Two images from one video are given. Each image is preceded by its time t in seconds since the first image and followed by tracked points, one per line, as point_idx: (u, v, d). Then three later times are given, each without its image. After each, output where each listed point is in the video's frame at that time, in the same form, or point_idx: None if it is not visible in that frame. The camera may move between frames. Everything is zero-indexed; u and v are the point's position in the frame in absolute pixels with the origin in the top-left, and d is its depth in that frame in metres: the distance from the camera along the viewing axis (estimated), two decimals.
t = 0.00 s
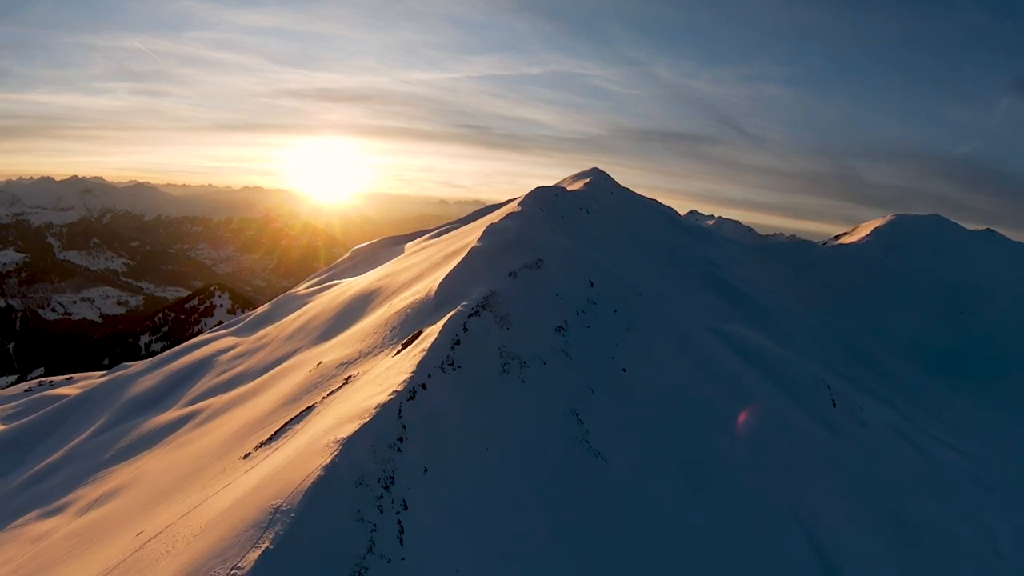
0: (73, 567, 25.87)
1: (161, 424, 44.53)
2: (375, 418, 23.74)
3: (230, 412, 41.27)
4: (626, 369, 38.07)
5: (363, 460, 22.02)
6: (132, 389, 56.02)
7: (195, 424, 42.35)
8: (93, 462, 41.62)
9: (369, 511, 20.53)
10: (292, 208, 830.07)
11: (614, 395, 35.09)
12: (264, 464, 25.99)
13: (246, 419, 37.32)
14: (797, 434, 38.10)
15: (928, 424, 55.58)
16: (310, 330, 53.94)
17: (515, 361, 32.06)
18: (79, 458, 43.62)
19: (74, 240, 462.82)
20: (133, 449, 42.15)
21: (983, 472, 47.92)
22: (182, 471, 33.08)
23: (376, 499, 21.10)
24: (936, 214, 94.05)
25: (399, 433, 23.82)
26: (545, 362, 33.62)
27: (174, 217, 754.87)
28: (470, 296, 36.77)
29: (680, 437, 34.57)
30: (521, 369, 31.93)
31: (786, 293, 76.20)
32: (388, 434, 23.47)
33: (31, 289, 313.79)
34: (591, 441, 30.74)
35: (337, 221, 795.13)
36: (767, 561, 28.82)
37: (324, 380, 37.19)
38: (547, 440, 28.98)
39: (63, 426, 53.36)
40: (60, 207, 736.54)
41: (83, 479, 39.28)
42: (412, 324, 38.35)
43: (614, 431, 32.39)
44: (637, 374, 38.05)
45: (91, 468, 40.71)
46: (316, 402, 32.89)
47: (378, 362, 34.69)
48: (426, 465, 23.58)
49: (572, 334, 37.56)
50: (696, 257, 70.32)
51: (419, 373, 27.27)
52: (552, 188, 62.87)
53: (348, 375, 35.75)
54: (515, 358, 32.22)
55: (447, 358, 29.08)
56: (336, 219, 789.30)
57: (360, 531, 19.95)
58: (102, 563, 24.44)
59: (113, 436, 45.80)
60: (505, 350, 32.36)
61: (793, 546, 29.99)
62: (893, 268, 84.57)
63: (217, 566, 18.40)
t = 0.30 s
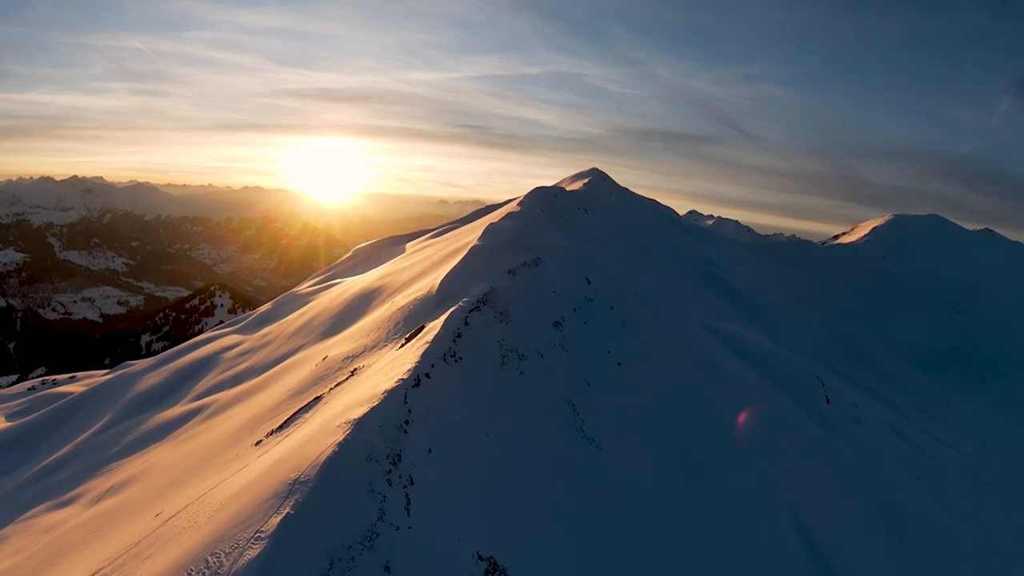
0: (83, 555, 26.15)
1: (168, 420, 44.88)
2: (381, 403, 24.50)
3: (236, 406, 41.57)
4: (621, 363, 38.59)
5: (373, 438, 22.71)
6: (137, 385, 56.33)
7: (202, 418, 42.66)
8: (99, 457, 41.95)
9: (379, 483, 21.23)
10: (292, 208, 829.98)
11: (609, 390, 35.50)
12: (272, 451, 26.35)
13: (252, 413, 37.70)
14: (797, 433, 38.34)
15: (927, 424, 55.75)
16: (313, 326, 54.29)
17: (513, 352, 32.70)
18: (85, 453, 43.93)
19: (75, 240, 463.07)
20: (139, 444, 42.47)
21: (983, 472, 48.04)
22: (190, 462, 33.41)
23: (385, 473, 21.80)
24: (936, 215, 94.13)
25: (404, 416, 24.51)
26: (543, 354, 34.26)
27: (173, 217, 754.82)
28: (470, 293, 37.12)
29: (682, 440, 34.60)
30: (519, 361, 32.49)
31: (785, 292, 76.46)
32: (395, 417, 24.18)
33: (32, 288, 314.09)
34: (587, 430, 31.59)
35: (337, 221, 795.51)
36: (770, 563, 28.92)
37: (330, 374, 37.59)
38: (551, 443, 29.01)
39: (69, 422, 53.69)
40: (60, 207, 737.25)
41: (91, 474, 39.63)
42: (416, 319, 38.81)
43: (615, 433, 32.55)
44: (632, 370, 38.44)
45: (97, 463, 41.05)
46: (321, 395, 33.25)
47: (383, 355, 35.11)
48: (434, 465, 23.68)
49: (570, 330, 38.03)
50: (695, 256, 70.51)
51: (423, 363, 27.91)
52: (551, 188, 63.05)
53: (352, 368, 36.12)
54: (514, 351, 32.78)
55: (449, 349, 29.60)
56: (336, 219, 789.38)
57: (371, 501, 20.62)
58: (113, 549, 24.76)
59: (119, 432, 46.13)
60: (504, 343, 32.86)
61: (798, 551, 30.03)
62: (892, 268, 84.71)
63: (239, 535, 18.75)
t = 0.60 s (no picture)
0: (96, 540, 26.62)
1: (175, 414, 45.31)
2: (387, 391, 25.17)
3: (242, 400, 42.14)
4: (617, 358, 38.97)
5: (380, 421, 23.44)
6: (143, 382, 56.62)
7: (208, 412, 43.16)
8: (106, 452, 42.23)
9: (387, 461, 21.94)
10: (292, 207, 830.26)
11: (605, 384, 35.96)
12: (282, 439, 27.05)
13: (260, 405, 38.35)
14: (797, 433, 38.59)
15: (926, 423, 55.97)
16: (318, 323, 54.65)
17: (512, 346, 33.28)
18: (91, 449, 44.19)
19: (75, 239, 463.13)
20: (146, 439, 42.75)
21: (982, 472, 48.26)
22: (201, 451, 34.17)
23: (393, 453, 22.50)
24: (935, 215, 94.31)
25: (409, 402, 25.10)
26: (540, 348, 34.80)
27: (174, 218, 755.40)
28: (471, 290, 37.60)
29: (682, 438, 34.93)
30: (518, 356, 32.99)
31: (785, 292, 76.71)
32: (400, 403, 24.82)
33: (33, 288, 314.20)
34: (584, 421, 32.20)
35: (337, 221, 795.72)
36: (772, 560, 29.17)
37: (335, 368, 38.02)
38: (552, 441, 29.30)
39: (74, 417, 54.04)
40: (60, 207, 737.18)
41: (99, 467, 39.92)
42: (420, 313, 39.29)
43: (615, 431, 32.87)
44: (627, 365, 38.79)
45: (105, 458, 41.34)
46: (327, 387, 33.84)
47: (388, 348, 35.58)
48: (437, 452, 24.17)
49: (567, 325, 38.50)
50: (694, 257, 70.69)
51: (426, 355, 28.56)
52: (550, 188, 63.26)
53: (358, 361, 36.61)
54: (513, 345, 33.37)
55: (449, 343, 30.22)
56: (337, 219, 789.86)
57: (379, 477, 21.43)
58: (127, 533, 25.30)
59: (125, 427, 46.41)
60: (503, 338, 33.46)
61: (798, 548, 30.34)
62: (890, 268, 84.94)
63: (259, 507, 20.06)
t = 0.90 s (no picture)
0: (112, 525, 26.82)
1: (182, 409, 45.53)
2: (392, 378, 25.64)
3: (250, 393, 42.52)
4: (613, 352, 39.24)
5: (387, 403, 23.85)
6: (148, 379, 56.82)
7: (216, 405, 43.43)
8: (114, 446, 42.48)
9: (395, 441, 22.34)
10: (292, 207, 830.47)
11: (601, 377, 36.31)
12: (293, 426, 27.54)
13: (268, 397, 38.54)
14: (797, 432, 38.83)
15: (926, 421, 56.10)
16: (321, 321, 54.87)
17: (511, 340, 33.72)
18: (99, 444, 44.45)
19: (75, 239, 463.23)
20: (153, 433, 42.95)
21: (982, 469, 48.34)
22: (213, 441, 34.55)
23: (400, 433, 22.91)
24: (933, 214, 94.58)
25: (413, 388, 25.60)
26: (539, 343, 35.23)
27: (173, 217, 755.14)
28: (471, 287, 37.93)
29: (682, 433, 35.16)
30: (516, 349, 33.44)
31: (784, 292, 76.99)
32: (405, 388, 25.30)
33: (33, 288, 314.36)
34: (583, 412, 32.63)
35: (337, 221, 795.75)
36: (772, 553, 29.29)
37: (341, 362, 38.33)
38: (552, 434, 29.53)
39: (80, 414, 54.27)
40: (60, 207, 737.18)
41: (107, 461, 40.16)
42: (422, 309, 39.61)
43: (616, 426, 33.05)
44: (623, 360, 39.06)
45: (113, 452, 41.59)
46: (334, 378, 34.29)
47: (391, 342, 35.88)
48: (441, 439, 24.29)
49: (564, 321, 38.83)
50: (693, 256, 70.85)
51: (428, 344, 28.95)
52: (549, 188, 63.50)
53: (363, 355, 36.87)
54: (512, 339, 33.84)
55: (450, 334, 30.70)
56: (337, 219, 790.00)
57: (388, 454, 21.84)
58: (144, 516, 25.52)
59: (132, 423, 46.57)
60: (503, 332, 33.94)
61: (798, 541, 30.49)
62: (890, 267, 85.17)
63: (278, 480, 20.46)
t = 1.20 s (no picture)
0: (128, 508, 28.60)
1: (188, 404, 45.81)
2: (397, 369, 26.83)
3: (256, 387, 42.84)
4: (609, 348, 39.61)
5: (393, 391, 25.19)
6: (153, 375, 57.18)
7: (222, 400, 43.80)
8: (122, 441, 42.73)
9: (401, 424, 23.72)
10: (292, 207, 830.64)
11: (597, 370, 36.74)
12: (300, 415, 28.65)
13: (274, 390, 39.26)
14: (796, 431, 39.16)
15: (924, 420, 56.39)
16: (325, 318, 55.10)
17: (510, 335, 34.15)
18: (107, 438, 44.72)
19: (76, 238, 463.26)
20: (161, 428, 43.19)
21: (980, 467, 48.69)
22: (221, 429, 36.05)
23: (406, 416, 24.34)
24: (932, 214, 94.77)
25: (417, 378, 26.73)
26: (537, 337, 35.64)
27: (173, 217, 755.52)
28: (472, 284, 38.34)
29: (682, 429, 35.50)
30: (515, 343, 33.82)
31: (784, 292, 77.27)
32: (409, 377, 26.49)
33: (33, 288, 314.32)
34: (579, 402, 33.06)
35: (337, 220, 795.79)
36: (773, 549, 29.61)
37: (345, 356, 38.81)
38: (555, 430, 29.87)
39: (86, 411, 54.49)
40: (60, 207, 737.24)
41: (114, 455, 40.41)
42: (424, 305, 40.00)
43: (616, 423, 33.35)
44: (619, 354, 39.41)
45: (120, 446, 41.85)
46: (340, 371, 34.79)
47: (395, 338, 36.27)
48: (443, 433, 24.72)
49: (562, 318, 39.17)
50: (693, 256, 71.12)
51: (431, 339, 29.96)
52: (548, 188, 63.70)
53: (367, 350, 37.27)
54: (511, 333, 34.28)
55: (450, 328, 31.48)
56: (336, 219, 789.97)
57: (395, 436, 23.23)
58: (159, 499, 27.31)
59: (139, 418, 46.82)
60: (503, 328, 34.37)
61: (798, 536, 30.87)
62: (889, 267, 85.40)
63: (293, 459, 22.37)
